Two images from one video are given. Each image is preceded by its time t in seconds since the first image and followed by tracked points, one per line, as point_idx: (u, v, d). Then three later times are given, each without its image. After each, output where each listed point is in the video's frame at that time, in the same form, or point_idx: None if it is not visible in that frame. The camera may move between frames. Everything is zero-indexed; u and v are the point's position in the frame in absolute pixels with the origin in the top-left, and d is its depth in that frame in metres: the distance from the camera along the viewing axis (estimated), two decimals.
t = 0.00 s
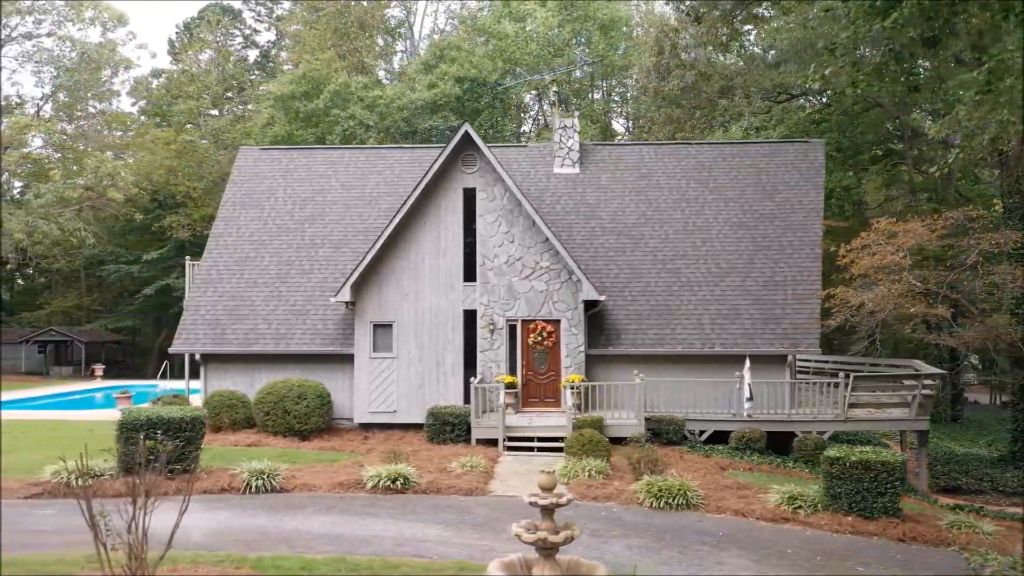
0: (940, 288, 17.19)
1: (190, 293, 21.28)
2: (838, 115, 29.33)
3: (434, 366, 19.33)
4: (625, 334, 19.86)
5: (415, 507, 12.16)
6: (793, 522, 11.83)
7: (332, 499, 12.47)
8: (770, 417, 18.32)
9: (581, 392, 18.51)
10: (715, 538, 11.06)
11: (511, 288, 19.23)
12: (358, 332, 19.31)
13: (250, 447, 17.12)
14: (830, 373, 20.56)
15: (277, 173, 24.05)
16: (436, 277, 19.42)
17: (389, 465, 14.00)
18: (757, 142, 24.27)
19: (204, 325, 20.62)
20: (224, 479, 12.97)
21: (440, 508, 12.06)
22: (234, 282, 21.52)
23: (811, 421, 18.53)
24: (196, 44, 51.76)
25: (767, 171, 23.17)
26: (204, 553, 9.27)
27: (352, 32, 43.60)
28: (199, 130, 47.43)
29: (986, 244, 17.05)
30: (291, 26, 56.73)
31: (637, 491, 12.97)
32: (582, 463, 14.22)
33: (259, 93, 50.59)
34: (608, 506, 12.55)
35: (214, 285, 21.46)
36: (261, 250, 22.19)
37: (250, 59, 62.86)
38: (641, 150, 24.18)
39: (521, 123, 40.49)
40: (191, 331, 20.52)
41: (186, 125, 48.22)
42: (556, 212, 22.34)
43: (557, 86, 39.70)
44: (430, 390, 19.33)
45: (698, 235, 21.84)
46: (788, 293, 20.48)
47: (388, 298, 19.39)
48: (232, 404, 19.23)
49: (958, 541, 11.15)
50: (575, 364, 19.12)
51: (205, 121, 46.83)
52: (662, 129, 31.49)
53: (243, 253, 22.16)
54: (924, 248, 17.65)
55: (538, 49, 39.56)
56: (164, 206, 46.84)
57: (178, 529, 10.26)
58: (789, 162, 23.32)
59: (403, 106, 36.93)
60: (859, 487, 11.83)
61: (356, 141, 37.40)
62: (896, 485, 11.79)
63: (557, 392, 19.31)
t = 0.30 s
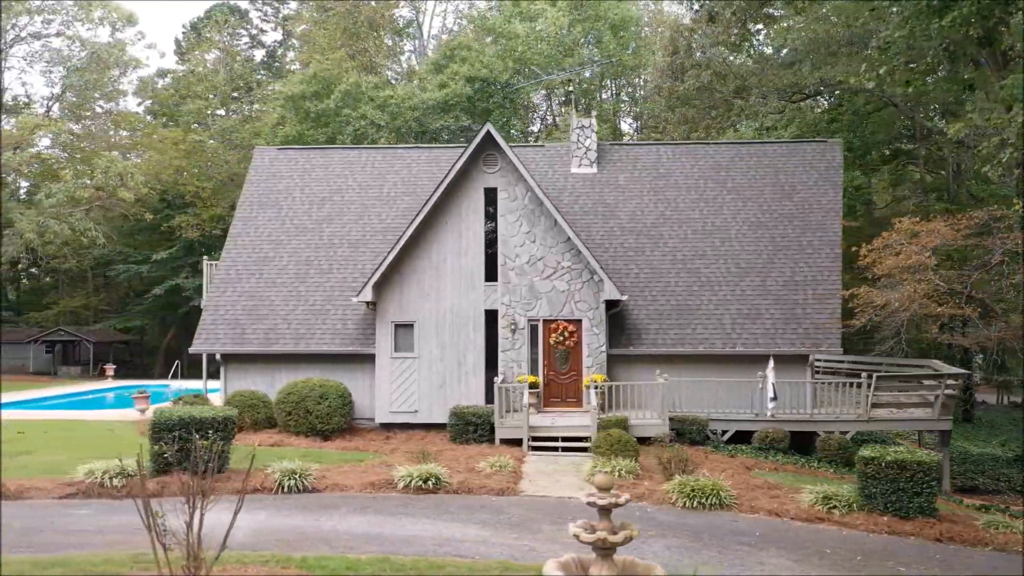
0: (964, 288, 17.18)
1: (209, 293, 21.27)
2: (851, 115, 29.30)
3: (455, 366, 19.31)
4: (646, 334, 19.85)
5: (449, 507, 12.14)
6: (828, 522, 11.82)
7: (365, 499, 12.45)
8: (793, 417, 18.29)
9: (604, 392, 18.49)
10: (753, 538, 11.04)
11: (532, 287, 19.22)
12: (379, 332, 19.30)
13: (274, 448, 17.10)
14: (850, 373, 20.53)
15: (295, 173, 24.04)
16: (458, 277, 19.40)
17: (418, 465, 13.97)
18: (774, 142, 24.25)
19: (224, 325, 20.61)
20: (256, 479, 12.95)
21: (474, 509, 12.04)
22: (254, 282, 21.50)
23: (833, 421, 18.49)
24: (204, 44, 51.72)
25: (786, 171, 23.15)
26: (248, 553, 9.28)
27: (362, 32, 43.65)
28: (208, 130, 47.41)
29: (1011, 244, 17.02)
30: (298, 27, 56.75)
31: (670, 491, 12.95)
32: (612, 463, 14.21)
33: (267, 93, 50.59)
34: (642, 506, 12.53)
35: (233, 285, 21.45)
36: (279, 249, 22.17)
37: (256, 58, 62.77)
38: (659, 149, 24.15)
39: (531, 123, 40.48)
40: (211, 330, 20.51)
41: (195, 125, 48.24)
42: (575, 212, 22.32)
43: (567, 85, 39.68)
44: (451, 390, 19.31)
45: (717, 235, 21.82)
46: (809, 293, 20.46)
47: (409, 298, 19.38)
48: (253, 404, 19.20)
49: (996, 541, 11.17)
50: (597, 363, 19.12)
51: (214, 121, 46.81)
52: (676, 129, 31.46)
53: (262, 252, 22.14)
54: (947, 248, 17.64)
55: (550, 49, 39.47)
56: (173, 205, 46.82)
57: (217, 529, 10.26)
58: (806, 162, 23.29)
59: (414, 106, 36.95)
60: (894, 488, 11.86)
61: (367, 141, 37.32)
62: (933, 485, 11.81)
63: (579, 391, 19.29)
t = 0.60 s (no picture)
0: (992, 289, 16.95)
1: (231, 292, 21.28)
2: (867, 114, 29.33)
3: (480, 366, 19.30)
4: (670, 334, 19.84)
5: (487, 507, 12.13)
6: (868, 522, 11.81)
7: (403, 499, 12.45)
8: (819, 417, 18.26)
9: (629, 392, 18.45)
10: (796, 538, 11.03)
11: (557, 287, 19.21)
12: (403, 332, 19.31)
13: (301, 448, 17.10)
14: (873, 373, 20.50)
15: (314, 173, 24.04)
16: (482, 277, 19.39)
17: (451, 465, 13.96)
18: (793, 142, 24.25)
19: (246, 325, 20.62)
20: (292, 480, 12.93)
21: (513, 509, 12.03)
22: (275, 282, 21.50)
23: (859, 421, 18.44)
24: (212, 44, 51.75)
25: (806, 171, 23.14)
26: (299, 553, 9.28)
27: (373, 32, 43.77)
28: (217, 130, 47.45)
29: None
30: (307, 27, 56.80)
31: (706, 491, 12.94)
32: (645, 463, 14.21)
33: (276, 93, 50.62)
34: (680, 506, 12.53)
35: (254, 284, 21.46)
36: (300, 249, 22.16)
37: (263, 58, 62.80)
38: (678, 149, 24.13)
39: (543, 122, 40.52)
40: (234, 330, 20.51)
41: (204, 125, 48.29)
42: (596, 212, 22.32)
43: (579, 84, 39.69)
44: (475, 390, 19.30)
45: (739, 235, 21.81)
46: (832, 293, 20.44)
47: (433, 298, 19.37)
48: (277, 404, 19.18)
49: None
50: (621, 363, 19.10)
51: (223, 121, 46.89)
52: (691, 129, 31.49)
53: (282, 252, 22.13)
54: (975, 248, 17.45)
55: (562, 47, 39.39)
56: (183, 205, 46.86)
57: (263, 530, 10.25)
58: (826, 162, 23.28)
59: (427, 106, 37.04)
60: (934, 487, 11.86)
61: (379, 141, 37.31)
62: (973, 485, 11.81)
63: (603, 391, 19.27)
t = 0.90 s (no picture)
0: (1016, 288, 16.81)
1: (249, 292, 21.29)
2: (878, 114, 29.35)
3: (499, 366, 19.29)
4: (689, 334, 19.83)
5: (519, 507, 12.13)
6: (900, 521, 11.80)
7: (433, 499, 12.44)
8: (840, 417, 18.23)
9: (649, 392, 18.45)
10: (831, 538, 11.01)
11: (576, 287, 19.21)
12: (423, 332, 19.31)
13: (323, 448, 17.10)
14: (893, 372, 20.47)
15: (329, 172, 24.05)
16: (501, 276, 19.38)
17: (479, 465, 13.94)
18: (809, 142, 24.24)
19: (265, 325, 20.62)
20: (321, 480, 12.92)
21: (544, 509, 12.03)
22: (292, 281, 21.50)
23: (880, 421, 18.38)
24: (219, 43, 51.71)
25: (822, 170, 23.12)
26: (340, 553, 9.28)
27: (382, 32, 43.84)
28: (225, 130, 47.46)
29: None
30: (313, 26, 56.76)
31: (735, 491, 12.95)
32: (672, 463, 14.22)
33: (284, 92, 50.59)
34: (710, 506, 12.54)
35: (272, 284, 21.46)
36: (317, 249, 22.16)
37: (269, 58, 62.76)
38: (694, 149, 24.13)
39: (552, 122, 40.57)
40: (252, 330, 20.51)
41: (211, 125, 48.31)
42: (612, 211, 22.32)
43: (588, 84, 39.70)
44: (495, 390, 19.29)
45: (756, 234, 21.80)
46: (851, 293, 20.43)
47: (453, 298, 19.36)
48: (296, 404, 19.19)
49: None
50: (641, 363, 19.10)
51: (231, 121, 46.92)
52: (703, 128, 31.48)
53: (299, 252, 22.13)
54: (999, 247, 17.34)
55: (572, 47, 39.28)
56: (191, 205, 46.90)
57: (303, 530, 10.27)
58: (843, 161, 23.26)
59: (438, 106, 37.10)
60: (967, 487, 11.86)
61: (391, 140, 37.32)
62: (1006, 485, 11.79)
63: (623, 392, 19.26)
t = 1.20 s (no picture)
0: None
1: (268, 292, 21.29)
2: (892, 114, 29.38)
3: (521, 366, 19.28)
4: (710, 334, 19.82)
5: (554, 507, 12.12)
6: (936, 521, 11.81)
7: (467, 499, 12.43)
8: (864, 417, 18.19)
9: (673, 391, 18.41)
10: (869, 538, 11.00)
11: (598, 287, 19.20)
12: (444, 332, 19.30)
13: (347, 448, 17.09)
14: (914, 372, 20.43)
15: (347, 172, 24.06)
16: (523, 276, 19.36)
17: (509, 465, 13.92)
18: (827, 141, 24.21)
19: (285, 325, 20.61)
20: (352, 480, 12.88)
21: (579, 509, 12.02)
22: (312, 282, 21.51)
23: (903, 421, 18.32)
24: (226, 43, 51.69)
25: (840, 170, 23.11)
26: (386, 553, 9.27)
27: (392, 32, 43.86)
28: (234, 130, 47.47)
29: None
30: (321, 26, 56.73)
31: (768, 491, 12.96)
32: (701, 463, 14.22)
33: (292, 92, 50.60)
34: (744, 506, 12.53)
35: (292, 284, 21.46)
36: (336, 249, 22.17)
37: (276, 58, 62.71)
38: (712, 149, 24.12)
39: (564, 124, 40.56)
40: (272, 330, 20.51)
41: (220, 125, 48.31)
42: (631, 211, 22.32)
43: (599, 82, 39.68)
44: (517, 390, 19.29)
45: (776, 234, 21.80)
46: (871, 293, 20.42)
47: (474, 297, 19.35)
48: (317, 404, 19.17)
49: None
50: (663, 363, 19.09)
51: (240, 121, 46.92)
52: (719, 128, 31.45)
53: (318, 252, 22.14)
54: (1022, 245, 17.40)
55: (584, 46, 39.12)
56: (200, 205, 46.94)
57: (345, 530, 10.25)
58: (861, 161, 23.23)
59: (450, 105, 37.14)
60: (1003, 487, 11.88)
61: (402, 140, 37.29)
62: None
63: (645, 392, 19.23)
